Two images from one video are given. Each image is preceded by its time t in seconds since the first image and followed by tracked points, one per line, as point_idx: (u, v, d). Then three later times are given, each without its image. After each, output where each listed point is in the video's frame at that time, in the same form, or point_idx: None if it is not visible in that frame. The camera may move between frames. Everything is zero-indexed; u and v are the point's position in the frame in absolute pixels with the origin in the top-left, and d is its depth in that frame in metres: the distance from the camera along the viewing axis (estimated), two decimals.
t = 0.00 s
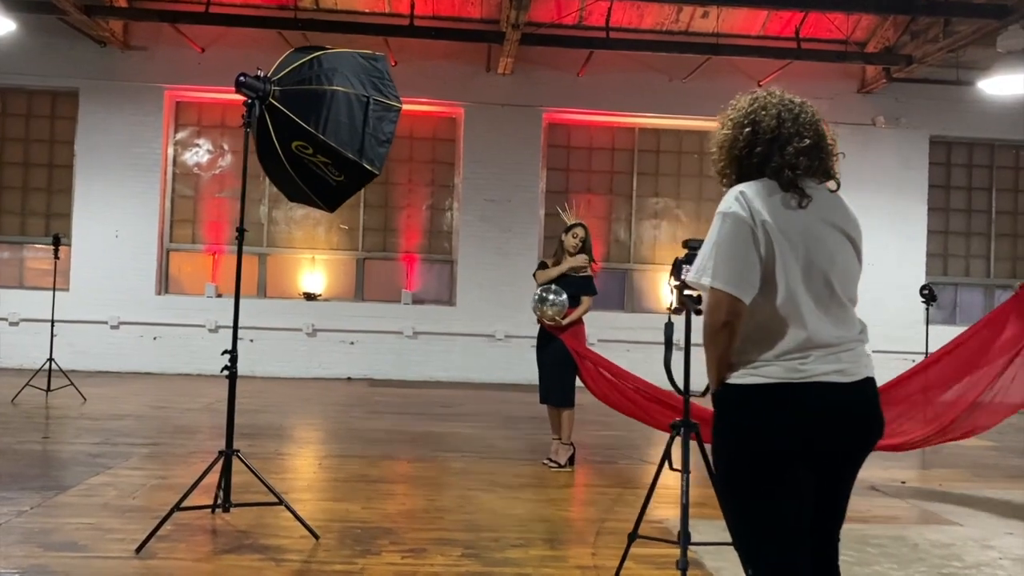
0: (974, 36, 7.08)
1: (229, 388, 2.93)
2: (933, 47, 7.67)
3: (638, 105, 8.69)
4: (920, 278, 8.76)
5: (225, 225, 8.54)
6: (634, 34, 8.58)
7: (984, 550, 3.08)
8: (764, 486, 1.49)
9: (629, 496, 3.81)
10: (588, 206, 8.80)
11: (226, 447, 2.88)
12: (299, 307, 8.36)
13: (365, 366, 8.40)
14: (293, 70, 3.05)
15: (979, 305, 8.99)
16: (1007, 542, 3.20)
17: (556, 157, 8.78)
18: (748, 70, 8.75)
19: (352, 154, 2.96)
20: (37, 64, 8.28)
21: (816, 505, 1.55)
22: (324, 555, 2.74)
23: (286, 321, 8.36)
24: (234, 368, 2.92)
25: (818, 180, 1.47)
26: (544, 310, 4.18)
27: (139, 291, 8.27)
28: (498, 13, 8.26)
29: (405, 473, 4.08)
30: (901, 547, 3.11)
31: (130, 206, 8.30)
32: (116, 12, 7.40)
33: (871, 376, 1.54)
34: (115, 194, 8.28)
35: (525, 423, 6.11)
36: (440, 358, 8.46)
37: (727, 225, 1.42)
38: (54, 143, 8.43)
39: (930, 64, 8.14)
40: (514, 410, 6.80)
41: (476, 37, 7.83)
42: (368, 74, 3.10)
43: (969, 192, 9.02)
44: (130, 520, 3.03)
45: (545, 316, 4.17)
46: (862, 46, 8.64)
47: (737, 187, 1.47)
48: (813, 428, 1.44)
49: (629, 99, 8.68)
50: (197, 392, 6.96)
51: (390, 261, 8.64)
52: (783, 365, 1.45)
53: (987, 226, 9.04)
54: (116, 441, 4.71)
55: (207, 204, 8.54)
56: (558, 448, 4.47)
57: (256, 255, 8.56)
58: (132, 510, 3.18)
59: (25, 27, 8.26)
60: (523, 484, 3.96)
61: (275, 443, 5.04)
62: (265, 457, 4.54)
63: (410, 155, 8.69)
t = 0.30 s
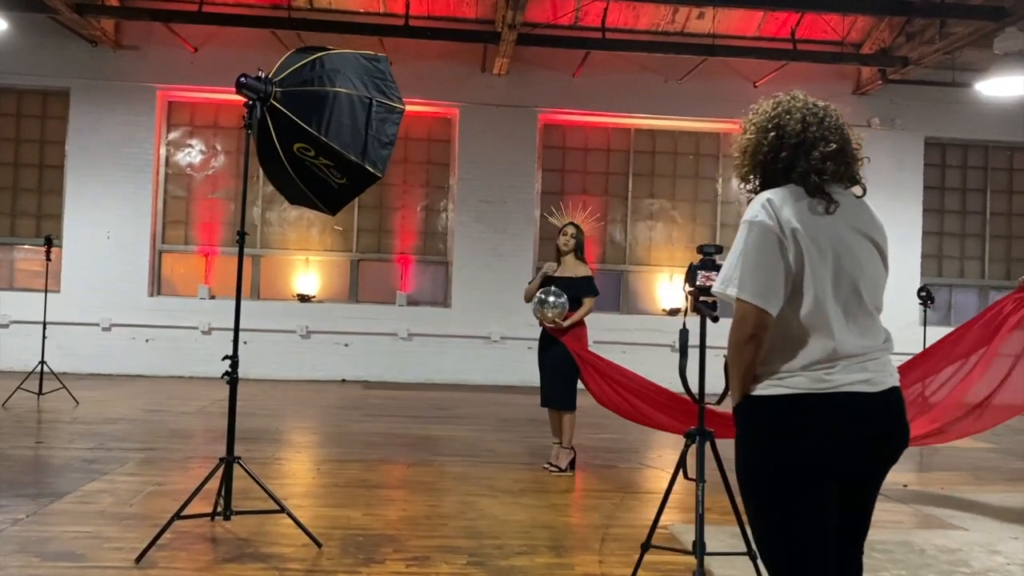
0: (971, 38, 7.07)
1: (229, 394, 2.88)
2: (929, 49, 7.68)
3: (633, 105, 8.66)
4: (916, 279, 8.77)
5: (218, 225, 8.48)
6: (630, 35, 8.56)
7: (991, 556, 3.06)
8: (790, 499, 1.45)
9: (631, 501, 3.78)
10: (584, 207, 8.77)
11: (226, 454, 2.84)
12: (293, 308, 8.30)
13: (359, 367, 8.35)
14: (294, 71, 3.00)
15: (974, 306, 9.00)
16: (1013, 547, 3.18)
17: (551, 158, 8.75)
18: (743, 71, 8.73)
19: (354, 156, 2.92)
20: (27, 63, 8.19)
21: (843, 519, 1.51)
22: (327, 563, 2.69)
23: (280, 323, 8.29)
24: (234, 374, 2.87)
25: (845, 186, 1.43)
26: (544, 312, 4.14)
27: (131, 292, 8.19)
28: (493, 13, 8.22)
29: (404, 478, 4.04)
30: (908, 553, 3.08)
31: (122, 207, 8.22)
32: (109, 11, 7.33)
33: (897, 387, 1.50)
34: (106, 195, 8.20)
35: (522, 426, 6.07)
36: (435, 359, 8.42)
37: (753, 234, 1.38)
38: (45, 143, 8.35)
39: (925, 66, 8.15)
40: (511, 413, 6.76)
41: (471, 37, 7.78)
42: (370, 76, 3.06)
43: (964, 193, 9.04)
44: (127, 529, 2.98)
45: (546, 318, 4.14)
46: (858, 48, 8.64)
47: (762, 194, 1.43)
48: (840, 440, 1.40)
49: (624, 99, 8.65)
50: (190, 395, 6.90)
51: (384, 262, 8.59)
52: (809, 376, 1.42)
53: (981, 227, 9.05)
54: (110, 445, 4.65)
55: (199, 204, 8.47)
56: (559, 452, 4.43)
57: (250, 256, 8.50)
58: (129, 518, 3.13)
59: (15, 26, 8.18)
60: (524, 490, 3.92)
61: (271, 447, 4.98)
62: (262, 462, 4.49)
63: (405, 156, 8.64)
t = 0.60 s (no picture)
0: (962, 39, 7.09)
1: (223, 398, 2.85)
2: (920, 50, 7.71)
3: (625, 106, 8.65)
4: (906, 280, 8.79)
5: (207, 226, 8.42)
6: (622, 35, 8.55)
7: (988, 558, 3.06)
8: (800, 504, 1.44)
9: (626, 504, 3.77)
10: (575, 207, 8.75)
11: (220, 459, 2.80)
12: (283, 309, 8.25)
13: (350, 368, 8.31)
14: (289, 71, 2.96)
15: (963, 306, 9.03)
16: (1010, 549, 3.19)
17: (543, 158, 8.73)
18: (735, 72, 8.74)
19: (350, 157, 2.89)
20: (14, 62, 8.11)
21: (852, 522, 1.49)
22: (323, 569, 2.67)
23: (270, 324, 8.24)
24: (229, 378, 2.84)
25: (856, 189, 1.41)
26: (536, 316, 4.11)
27: (120, 293, 8.12)
28: (485, 13, 8.19)
29: (398, 482, 4.01)
30: (906, 555, 3.08)
31: (110, 207, 8.15)
32: (97, 9, 7.26)
33: (906, 392, 1.49)
34: (95, 195, 8.13)
35: (515, 428, 6.05)
36: (427, 361, 8.39)
37: (764, 241, 1.35)
38: (32, 143, 8.27)
39: (916, 68, 8.18)
40: (504, 414, 6.73)
41: (463, 37, 7.74)
42: (366, 76, 3.03)
43: (954, 194, 9.07)
44: (120, 534, 2.94)
45: (538, 322, 4.10)
46: (848, 49, 8.66)
47: (771, 198, 1.40)
48: (850, 445, 1.39)
49: (616, 100, 8.64)
50: (180, 397, 6.84)
51: (375, 263, 8.55)
52: (818, 383, 1.40)
53: (971, 228, 9.09)
54: (100, 449, 4.60)
55: (189, 205, 8.41)
56: (553, 455, 4.41)
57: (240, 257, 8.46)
58: (121, 523, 3.09)
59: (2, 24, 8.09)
60: (519, 493, 3.90)
61: (263, 450, 4.94)
62: (254, 465, 4.45)
63: (396, 156, 8.60)
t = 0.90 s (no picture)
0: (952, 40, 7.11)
1: (216, 401, 2.80)
2: (908, 52, 7.75)
3: (615, 107, 8.64)
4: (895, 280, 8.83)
5: (195, 226, 8.36)
6: (612, 35, 8.54)
7: (983, 560, 3.07)
8: (807, 508, 1.42)
9: (621, 506, 3.75)
10: (565, 208, 8.74)
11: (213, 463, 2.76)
12: (272, 310, 8.20)
13: (339, 369, 8.27)
14: (282, 71, 2.93)
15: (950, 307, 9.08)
16: (1004, 551, 3.20)
17: (533, 158, 8.71)
18: (724, 72, 8.75)
19: (345, 157, 2.86)
20: None
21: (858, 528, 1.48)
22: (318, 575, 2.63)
23: (258, 325, 8.18)
24: (221, 381, 2.80)
25: (867, 191, 1.40)
26: (531, 315, 4.08)
27: (106, 294, 8.04)
28: (475, 13, 8.17)
29: (391, 484, 3.97)
30: (902, 557, 3.08)
31: (96, 207, 8.07)
32: (83, 8, 7.18)
33: (913, 398, 1.48)
34: (81, 194, 8.05)
35: (507, 429, 6.03)
36: (417, 361, 8.35)
37: (776, 245, 1.33)
38: (16, 142, 8.18)
39: (905, 69, 8.22)
40: (494, 415, 6.71)
41: (453, 37, 7.71)
42: (360, 75, 3.00)
43: (941, 195, 9.12)
44: (110, 540, 2.90)
45: (533, 322, 4.08)
46: (837, 50, 8.70)
47: (782, 201, 1.38)
48: (860, 450, 1.38)
49: (605, 100, 8.63)
50: (168, 398, 6.78)
51: (365, 263, 8.52)
52: (828, 387, 1.39)
53: (958, 229, 9.14)
54: (88, 452, 4.54)
55: (176, 205, 8.35)
56: (547, 457, 4.38)
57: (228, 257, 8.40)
58: (110, 529, 3.04)
59: None
60: (513, 495, 3.88)
61: (253, 452, 4.90)
62: (244, 468, 4.41)
63: (386, 156, 8.56)
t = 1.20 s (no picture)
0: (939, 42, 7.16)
1: (211, 403, 2.79)
2: (895, 53, 7.80)
3: (605, 107, 8.65)
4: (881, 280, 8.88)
5: (181, 225, 8.30)
6: (601, 35, 8.54)
7: (979, 559, 3.09)
8: (822, 510, 1.42)
9: (618, 506, 3.74)
10: (554, 207, 8.73)
11: (210, 465, 2.73)
12: (260, 310, 8.14)
13: (328, 370, 8.22)
14: (278, 69, 2.90)
15: (936, 306, 9.15)
16: (998, 550, 3.22)
17: (522, 158, 8.69)
18: (712, 73, 8.78)
19: (342, 157, 2.84)
20: None
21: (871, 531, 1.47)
22: None
23: (245, 325, 8.11)
24: (217, 382, 2.78)
25: (882, 192, 1.40)
26: (530, 316, 4.07)
27: (91, 294, 7.96)
28: (463, 12, 8.14)
29: (385, 486, 3.95)
30: (899, 557, 3.10)
31: (81, 206, 7.98)
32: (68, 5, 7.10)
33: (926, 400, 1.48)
34: (66, 193, 7.97)
35: (498, 429, 6.01)
36: (406, 361, 8.32)
37: (795, 246, 1.33)
38: None
39: (891, 71, 8.27)
40: (484, 416, 6.69)
41: (442, 36, 7.68)
42: (356, 74, 2.98)
43: (926, 195, 9.17)
44: (103, 543, 2.86)
45: (531, 323, 4.07)
46: (824, 52, 8.74)
47: (799, 202, 1.38)
48: (874, 454, 1.38)
49: (594, 100, 8.64)
50: (155, 399, 6.72)
51: (353, 263, 8.48)
52: (844, 389, 1.39)
53: (943, 229, 9.19)
54: (77, 454, 4.49)
55: (163, 204, 8.28)
56: (541, 457, 4.37)
57: (215, 256, 8.34)
58: (103, 532, 3.00)
59: None
60: (508, 496, 3.86)
61: (243, 453, 4.86)
62: (236, 470, 4.37)
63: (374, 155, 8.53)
